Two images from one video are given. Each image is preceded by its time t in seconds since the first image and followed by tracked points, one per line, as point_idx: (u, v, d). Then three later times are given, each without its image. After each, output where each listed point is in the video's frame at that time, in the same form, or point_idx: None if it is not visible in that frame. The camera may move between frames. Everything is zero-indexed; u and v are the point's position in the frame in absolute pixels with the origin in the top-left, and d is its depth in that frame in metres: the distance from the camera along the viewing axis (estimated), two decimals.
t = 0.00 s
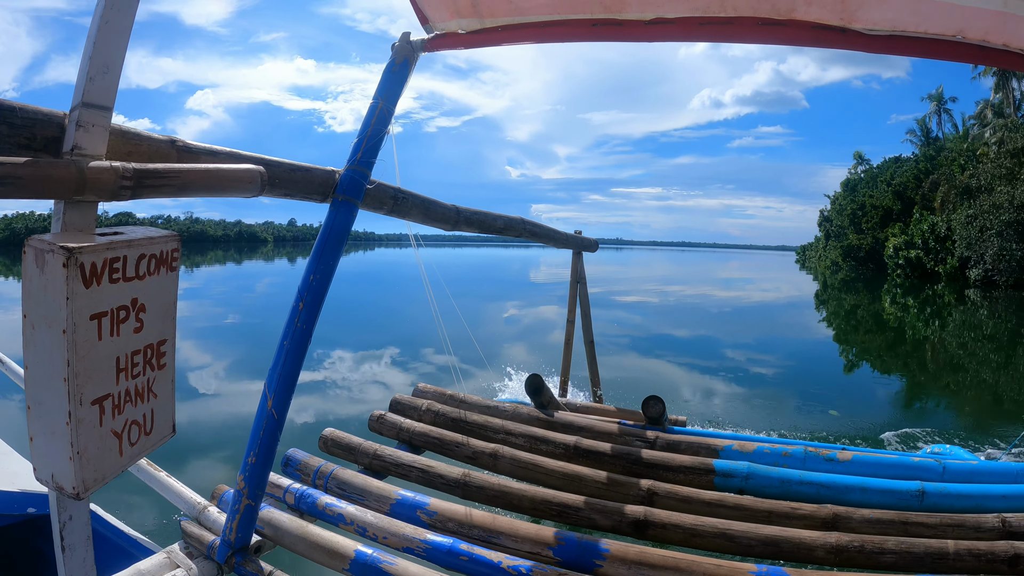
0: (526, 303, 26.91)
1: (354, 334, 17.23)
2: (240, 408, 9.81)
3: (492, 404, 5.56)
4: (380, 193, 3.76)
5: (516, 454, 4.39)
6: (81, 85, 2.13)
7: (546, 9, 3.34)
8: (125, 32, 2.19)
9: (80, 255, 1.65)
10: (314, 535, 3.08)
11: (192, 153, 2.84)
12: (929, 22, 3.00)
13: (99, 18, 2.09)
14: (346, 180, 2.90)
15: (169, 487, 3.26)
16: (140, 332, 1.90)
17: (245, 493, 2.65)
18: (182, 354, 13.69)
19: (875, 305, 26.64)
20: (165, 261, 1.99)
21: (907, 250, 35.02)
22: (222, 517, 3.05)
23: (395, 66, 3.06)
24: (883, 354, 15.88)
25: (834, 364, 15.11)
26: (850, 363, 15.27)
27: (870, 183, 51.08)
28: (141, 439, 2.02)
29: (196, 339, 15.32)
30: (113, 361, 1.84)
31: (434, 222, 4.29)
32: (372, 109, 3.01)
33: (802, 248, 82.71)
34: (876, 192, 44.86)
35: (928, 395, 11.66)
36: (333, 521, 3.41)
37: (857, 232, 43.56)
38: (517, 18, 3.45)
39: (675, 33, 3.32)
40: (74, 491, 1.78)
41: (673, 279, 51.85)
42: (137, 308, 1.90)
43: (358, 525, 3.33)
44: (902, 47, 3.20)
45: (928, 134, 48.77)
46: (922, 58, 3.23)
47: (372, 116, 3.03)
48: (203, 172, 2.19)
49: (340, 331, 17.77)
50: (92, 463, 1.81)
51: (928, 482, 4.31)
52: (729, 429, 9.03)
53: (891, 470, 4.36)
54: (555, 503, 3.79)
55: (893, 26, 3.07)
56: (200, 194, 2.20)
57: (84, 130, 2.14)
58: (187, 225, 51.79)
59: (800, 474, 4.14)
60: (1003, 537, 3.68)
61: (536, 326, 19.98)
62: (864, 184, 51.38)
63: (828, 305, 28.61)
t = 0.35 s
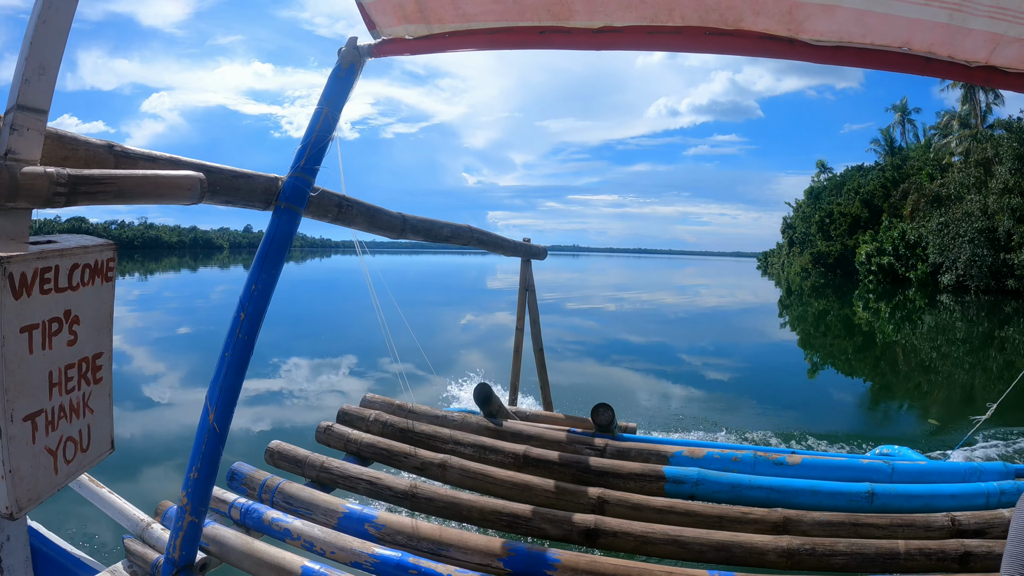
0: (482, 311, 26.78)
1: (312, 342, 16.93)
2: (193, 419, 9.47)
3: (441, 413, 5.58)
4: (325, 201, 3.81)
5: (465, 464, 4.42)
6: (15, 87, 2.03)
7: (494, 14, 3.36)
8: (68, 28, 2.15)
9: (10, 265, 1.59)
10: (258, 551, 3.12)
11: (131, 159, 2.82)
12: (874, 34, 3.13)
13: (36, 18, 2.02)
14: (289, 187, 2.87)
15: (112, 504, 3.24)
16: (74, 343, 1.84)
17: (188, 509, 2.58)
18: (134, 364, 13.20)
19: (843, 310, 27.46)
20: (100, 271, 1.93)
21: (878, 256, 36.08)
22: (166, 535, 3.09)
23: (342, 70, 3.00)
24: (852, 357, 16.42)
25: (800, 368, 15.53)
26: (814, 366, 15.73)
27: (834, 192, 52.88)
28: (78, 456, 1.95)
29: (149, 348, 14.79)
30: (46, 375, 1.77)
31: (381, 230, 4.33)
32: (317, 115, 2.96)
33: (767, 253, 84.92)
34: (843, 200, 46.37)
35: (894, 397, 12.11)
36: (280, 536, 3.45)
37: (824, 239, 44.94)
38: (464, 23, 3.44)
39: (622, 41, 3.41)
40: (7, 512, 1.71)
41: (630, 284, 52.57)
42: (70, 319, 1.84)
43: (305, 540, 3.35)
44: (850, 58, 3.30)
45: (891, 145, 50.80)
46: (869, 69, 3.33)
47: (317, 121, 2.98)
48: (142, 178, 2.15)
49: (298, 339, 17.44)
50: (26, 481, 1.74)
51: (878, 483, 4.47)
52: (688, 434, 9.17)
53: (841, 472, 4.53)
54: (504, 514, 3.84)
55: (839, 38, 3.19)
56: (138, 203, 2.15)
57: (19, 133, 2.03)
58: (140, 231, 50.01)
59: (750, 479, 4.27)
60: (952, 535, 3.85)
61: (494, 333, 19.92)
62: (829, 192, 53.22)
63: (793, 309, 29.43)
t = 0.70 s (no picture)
0: (464, 315, 26.69)
1: (294, 346, 16.87)
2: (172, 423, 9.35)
3: (413, 419, 5.60)
4: (293, 205, 3.82)
5: (436, 471, 4.47)
6: None
7: (463, 18, 3.37)
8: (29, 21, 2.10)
9: None
10: (225, 561, 3.16)
11: (92, 162, 2.79)
12: (847, 40, 3.23)
13: None
14: (255, 191, 2.89)
15: (78, 516, 3.36)
16: (29, 351, 1.81)
17: (152, 519, 2.55)
18: (114, 367, 13.04)
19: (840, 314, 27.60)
20: (59, 276, 1.90)
21: (877, 262, 36.30)
22: (130, 545, 3.18)
23: (311, 72, 3.06)
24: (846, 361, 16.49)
25: (790, 372, 15.62)
26: (804, 370, 15.83)
27: (827, 197, 53.25)
28: (38, 465, 1.91)
29: (128, 352, 14.62)
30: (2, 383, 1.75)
31: (351, 235, 4.34)
32: (286, 118, 3.00)
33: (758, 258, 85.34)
34: (837, 205, 46.75)
35: (885, 400, 12.23)
36: (247, 545, 3.46)
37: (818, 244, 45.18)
38: (433, 28, 3.46)
39: (595, 46, 3.45)
40: None
41: (615, 288, 52.59)
42: (28, 326, 1.81)
43: (271, 549, 3.36)
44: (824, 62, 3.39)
45: (884, 152, 51.40)
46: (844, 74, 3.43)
47: (285, 123, 3.00)
48: (103, 182, 2.12)
49: (279, 342, 17.37)
50: None
51: (852, 488, 4.54)
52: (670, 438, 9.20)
53: (814, 477, 4.60)
54: (474, 522, 3.90)
55: (813, 43, 3.29)
56: (100, 206, 2.12)
57: None
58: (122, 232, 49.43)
59: (724, 485, 4.34)
60: (928, 540, 3.93)
61: (476, 338, 19.85)
62: (821, 197, 53.58)
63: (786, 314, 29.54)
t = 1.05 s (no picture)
0: (458, 319, 26.62)
1: (286, 351, 16.80)
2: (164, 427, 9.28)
3: (400, 421, 5.59)
4: (276, 205, 3.82)
5: (423, 474, 4.45)
6: None
7: (449, 16, 3.38)
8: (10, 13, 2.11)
9: None
10: (209, 566, 3.14)
11: (74, 159, 2.77)
12: (832, 39, 3.31)
13: None
14: (239, 191, 2.91)
15: (62, 519, 3.36)
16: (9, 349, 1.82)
17: (135, 522, 2.53)
18: (107, 373, 12.98)
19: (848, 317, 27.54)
20: (40, 274, 1.90)
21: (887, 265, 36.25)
22: (113, 548, 3.19)
23: (295, 72, 3.10)
24: (853, 363, 16.43)
25: (792, 375, 15.61)
26: (807, 373, 15.81)
27: (829, 201, 53.25)
28: (17, 467, 1.91)
29: (121, 357, 14.56)
30: None
31: (337, 235, 4.35)
32: (270, 117, 3.03)
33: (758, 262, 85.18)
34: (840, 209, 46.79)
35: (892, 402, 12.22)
36: (232, 548, 3.44)
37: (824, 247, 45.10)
38: (422, 26, 3.47)
39: (583, 45, 3.50)
40: None
41: (610, 292, 52.62)
42: (7, 325, 1.82)
43: (257, 553, 3.33)
44: (809, 61, 3.47)
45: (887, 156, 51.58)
46: (831, 72, 3.51)
47: (269, 123, 3.03)
48: (84, 180, 2.13)
49: (270, 347, 17.29)
50: None
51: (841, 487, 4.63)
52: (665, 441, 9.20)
53: (803, 476, 4.68)
54: (461, 524, 3.90)
55: (798, 41, 3.36)
56: (80, 204, 2.13)
57: None
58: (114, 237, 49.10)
59: (712, 486, 4.40)
60: (918, 538, 4.00)
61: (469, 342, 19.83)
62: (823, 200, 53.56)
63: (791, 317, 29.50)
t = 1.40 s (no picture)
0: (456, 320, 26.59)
1: (282, 352, 16.75)
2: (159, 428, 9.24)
3: (393, 420, 5.57)
4: (268, 201, 3.80)
5: (417, 472, 4.44)
6: None
7: (443, 11, 3.41)
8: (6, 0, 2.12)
9: None
10: (201, 564, 3.13)
11: (65, 152, 2.75)
12: (828, 35, 3.34)
13: None
14: (232, 186, 2.92)
15: (52, 518, 3.34)
16: None
17: (126, 520, 2.51)
18: (103, 374, 12.94)
19: (859, 318, 27.49)
20: (30, 268, 1.93)
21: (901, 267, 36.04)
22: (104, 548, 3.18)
23: (289, 67, 3.13)
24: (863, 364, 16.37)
25: (796, 376, 15.60)
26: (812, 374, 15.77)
27: (836, 203, 53.20)
28: (6, 462, 1.94)
29: (117, 358, 14.51)
30: None
31: (330, 231, 4.35)
32: (264, 112, 3.05)
33: (762, 264, 85.13)
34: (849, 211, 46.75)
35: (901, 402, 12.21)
36: (224, 548, 3.42)
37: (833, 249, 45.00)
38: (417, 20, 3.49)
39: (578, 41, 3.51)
40: None
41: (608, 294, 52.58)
42: None
43: (250, 552, 3.32)
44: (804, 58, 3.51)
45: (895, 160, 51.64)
46: (826, 68, 3.52)
47: (263, 118, 3.05)
48: (77, 172, 2.15)
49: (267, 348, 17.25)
50: None
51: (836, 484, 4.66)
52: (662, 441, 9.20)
53: (798, 474, 4.71)
54: (456, 522, 3.89)
55: (794, 37, 3.39)
56: (72, 195, 2.14)
57: None
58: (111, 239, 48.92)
59: (707, 484, 4.41)
60: (914, 535, 4.05)
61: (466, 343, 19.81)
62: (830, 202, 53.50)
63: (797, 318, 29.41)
